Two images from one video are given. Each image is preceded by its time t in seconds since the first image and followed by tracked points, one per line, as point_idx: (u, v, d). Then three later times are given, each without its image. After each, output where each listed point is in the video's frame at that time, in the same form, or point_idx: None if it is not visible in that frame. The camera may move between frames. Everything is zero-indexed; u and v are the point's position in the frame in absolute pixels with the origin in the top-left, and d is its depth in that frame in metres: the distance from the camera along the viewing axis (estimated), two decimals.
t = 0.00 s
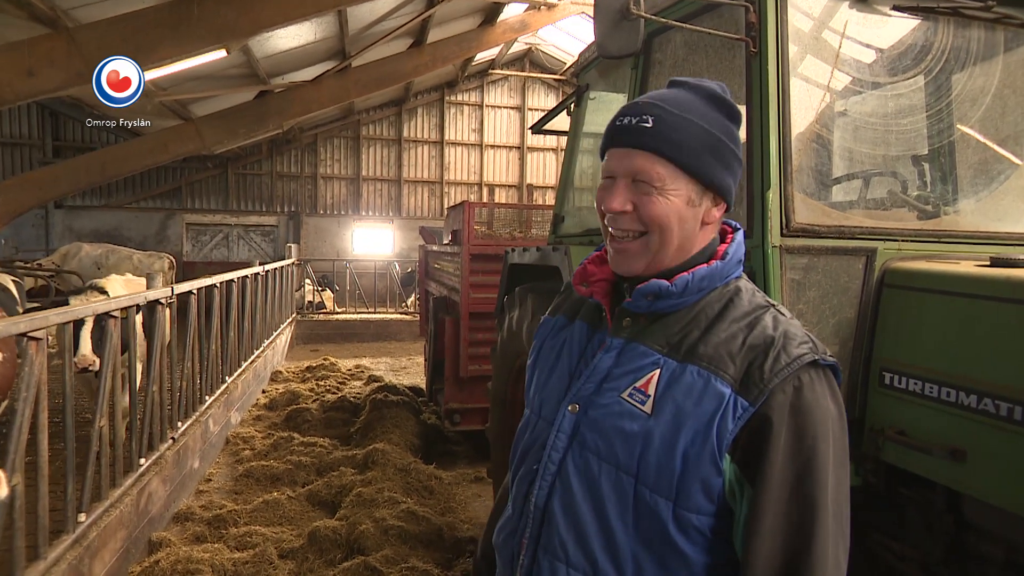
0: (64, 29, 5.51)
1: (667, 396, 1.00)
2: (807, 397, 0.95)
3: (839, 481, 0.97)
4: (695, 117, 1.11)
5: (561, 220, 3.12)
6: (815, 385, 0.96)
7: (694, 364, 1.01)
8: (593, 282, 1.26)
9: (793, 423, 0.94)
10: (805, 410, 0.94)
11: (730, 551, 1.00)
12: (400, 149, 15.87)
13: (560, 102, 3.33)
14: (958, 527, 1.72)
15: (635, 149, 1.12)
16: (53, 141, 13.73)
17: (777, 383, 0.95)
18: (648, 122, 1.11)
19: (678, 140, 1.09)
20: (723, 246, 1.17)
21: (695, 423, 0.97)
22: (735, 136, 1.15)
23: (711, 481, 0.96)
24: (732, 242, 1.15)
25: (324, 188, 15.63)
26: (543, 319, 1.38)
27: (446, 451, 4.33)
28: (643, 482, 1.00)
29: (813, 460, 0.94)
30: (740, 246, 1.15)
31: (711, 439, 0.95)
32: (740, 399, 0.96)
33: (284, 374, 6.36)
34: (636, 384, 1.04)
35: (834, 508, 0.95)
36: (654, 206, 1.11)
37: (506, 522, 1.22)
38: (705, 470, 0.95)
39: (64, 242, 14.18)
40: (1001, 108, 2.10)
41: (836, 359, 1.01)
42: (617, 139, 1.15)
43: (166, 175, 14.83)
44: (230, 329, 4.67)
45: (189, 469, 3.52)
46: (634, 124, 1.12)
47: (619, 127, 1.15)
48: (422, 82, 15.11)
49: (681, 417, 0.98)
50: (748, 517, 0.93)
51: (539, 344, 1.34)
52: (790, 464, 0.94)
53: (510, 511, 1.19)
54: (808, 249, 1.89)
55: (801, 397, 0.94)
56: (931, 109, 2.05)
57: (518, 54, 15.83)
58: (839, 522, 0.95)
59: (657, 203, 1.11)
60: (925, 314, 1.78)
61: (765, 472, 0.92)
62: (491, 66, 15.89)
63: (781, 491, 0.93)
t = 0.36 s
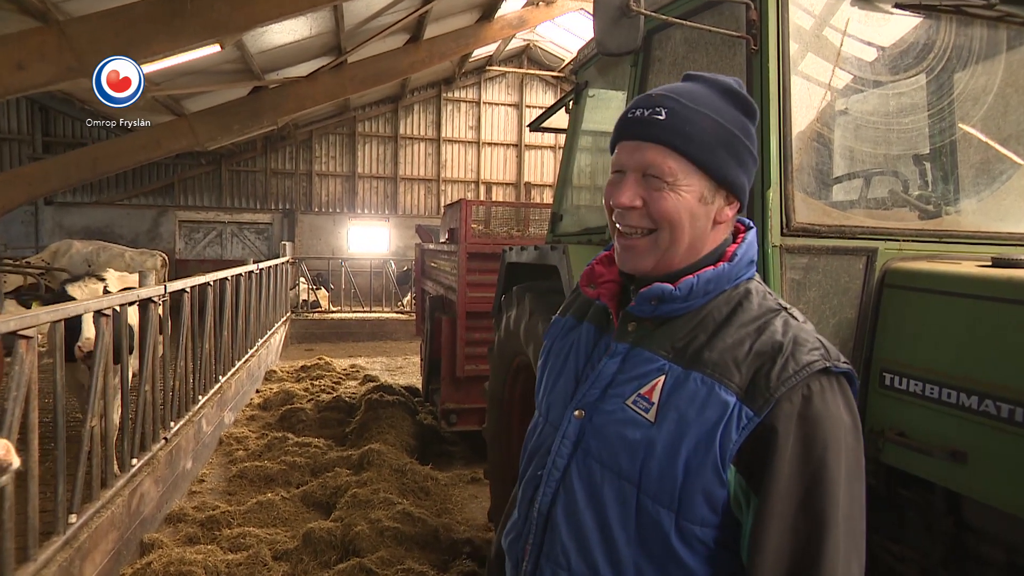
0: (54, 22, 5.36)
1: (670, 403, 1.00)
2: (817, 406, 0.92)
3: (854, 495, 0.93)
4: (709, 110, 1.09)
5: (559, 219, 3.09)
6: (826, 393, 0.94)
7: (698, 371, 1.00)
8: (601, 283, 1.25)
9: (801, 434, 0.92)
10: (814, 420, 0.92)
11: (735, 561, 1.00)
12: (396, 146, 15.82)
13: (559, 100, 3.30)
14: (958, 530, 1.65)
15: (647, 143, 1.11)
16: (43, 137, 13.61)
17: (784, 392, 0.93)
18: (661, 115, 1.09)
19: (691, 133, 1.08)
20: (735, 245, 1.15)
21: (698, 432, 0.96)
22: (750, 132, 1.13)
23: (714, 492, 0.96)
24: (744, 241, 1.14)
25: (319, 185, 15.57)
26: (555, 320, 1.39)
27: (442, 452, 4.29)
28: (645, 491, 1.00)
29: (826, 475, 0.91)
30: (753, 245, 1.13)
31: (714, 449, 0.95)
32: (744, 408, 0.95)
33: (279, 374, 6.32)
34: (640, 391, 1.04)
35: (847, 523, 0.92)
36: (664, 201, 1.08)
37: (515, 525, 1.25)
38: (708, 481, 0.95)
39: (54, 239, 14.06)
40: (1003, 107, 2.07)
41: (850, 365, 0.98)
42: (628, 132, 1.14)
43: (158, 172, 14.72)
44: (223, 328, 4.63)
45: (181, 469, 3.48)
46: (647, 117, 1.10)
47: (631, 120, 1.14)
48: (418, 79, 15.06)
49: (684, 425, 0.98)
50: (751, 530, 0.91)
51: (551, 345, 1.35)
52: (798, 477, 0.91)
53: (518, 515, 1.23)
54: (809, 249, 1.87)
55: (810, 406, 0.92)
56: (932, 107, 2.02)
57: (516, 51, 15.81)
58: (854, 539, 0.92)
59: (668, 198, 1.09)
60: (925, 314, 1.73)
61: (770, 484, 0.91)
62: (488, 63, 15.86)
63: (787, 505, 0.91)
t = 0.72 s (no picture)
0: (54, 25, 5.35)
1: (683, 408, 0.99)
2: (835, 411, 0.91)
3: (874, 504, 0.91)
4: (726, 109, 1.07)
5: (561, 220, 3.08)
6: (845, 399, 0.92)
7: (712, 375, 0.99)
8: (614, 284, 1.24)
9: (818, 440, 0.90)
10: (831, 425, 0.90)
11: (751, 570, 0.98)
12: (397, 148, 15.81)
13: (561, 101, 3.29)
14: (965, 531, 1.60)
15: (662, 142, 1.09)
16: (42, 140, 13.62)
17: (800, 398, 0.91)
18: (677, 114, 1.08)
19: (707, 132, 1.06)
20: (751, 246, 1.13)
21: (711, 437, 0.95)
22: (768, 131, 1.11)
23: (728, 499, 0.94)
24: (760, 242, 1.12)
25: (320, 187, 15.57)
26: (568, 322, 1.39)
27: (445, 455, 4.28)
28: (657, 497, 1.00)
29: (844, 483, 0.89)
30: (769, 246, 1.12)
31: (727, 455, 0.94)
32: (759, 413, 0.93)
33: (280, 377, 6.31)
34: (653, 395, 1.04)
35: (868, 533, 0.90)
36: (679, 202, 1.07)
37: (527, 530, 1.26)
38: (721, 488, 0.94)
39: (54, 242, 14.06)
40: (1009, 105, 2.05)
41: (870, 370, 0.97)
42: (642, 131, 1.12)
43: (158, 174, 14.73)
44: (224, 332, 4.61)
45: (183, 474, 3.47)
46: (662, 115, 1.09)
47: (645, 119, 1.12)
48: (419, 80, 15.06)
49: (696, 430, 0.97)
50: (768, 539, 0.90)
51: (564, 348, 1.35)
52: (815, 484, 0.90)
53: (531, 519, 1.23)
54: (813, 249, 1.84)
55: (828, 411, 0.91)
56: (938, 106, 1.99)
57: (517, 51, 15.80)
58: (874, 551, 0.90)
59: (684, 199, 1.07)
60: (930, 315, 1.69)
61: (785, 491, 0.89)
62: (490, 63, 15.85)
63: (803, 514, 0.90)
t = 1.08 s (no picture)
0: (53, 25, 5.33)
1: (696, 406, 0.99)
2: (852, 409, 0.89)
3: (895, 505, 0.89)
4: (740, 106, 1.06)
5: (563, 218, 3.07)
6: (862, 396, 0.91)
7: (725, 372, 0.98)
8: (626, 282, 1.22)
9: (835, 438, 0.89)
10: (849, 424, 0.89)
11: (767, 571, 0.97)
12: (398, 147, 15.81)
13: (561, 99, 3.28)
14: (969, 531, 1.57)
15: (677, 141, 1.08)
16: (42, 139, 13.61)
17: (815, 394, 0.90)
18: (692, 112, 1.06)
19: (723, 130, 1.05)
20: (765, 243, 1.12)
21: (724, 436, 0.95)
22: (782, 127, 1.10)
23: (741, 499, 0.93)
24: (774, 239, 1.10)
25: (321, 186, 15.57)
26: (580, 321, 1.38)
27: (446, 454, 4.27)
28: (669, 496, 0.99)
29: (860, 480, 0.88)
30: (784, 243, 1.10)
31: (741, 453, 0.93)
32: (773, 410, 0.92)
33: (281, 377, 6.30)
34: (665, 393, 1.03)
35: (890, 535, 0.88)
36: (695, 202, 1.06)
37: (538, 530, 1.26)
38: (735, 487, 0.93)
39: (53, 243, 14.06)
40: (1013, 101, 2.04)
41: (888, 367, 0.95)
42: (655, 130, 1.11)
43: (158, 174, 14.72)
44: (225, 332, 4.60)
45: (184, 474, 3.46)
46: (676, 114, 1.08)
47: (658, 117, 1.11)
48: (419, 78, 15.05)
49: (709, 428, 0.96)
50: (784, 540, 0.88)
51: (575, 346, 1.35)
52: (833, 484, 0.88)
53: (542, 520, 1.23)
54: (815, 246, 1.78)
55: (845, 409, 0.89)
56: (942, 102, 1.96)
57: (518, 48, 15.79)
58: (899, 553, 0.88)
59: (701, 199, 1.06)
60: (934, 313, 1.66)
61: (801, 491, 0.88)
62: (491, 61, 15.84)
63: (822, 516, 0.88)
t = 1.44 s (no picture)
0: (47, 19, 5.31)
1: (714, 408, 0.98)
2: (874, 412, 0.89)
3: (912, 508, 0.89)
4: (765, 102, 1.05)
5: (561, 215, 3.06)
6: (883, 399, 0.90)
7: (745, 373, 0.97)
8: (636, 281, 1.21)
9: (857, 442, 0.88)
10: (871, 427, 0.88)
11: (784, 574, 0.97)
12: (396, 143, 15.77)
13: (560, 95, 3.27)
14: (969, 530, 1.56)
15: (702, 137, 1.06)
16: (37, 136, 13.57)
17: (839, 397, 0.89)
18: (718, 108, 1.04)
19: (750, 127, 1.03)
20: (780, 243, 1.11)
21: (745, 438, 0.94)
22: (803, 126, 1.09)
23: (762, 502, 0.92)
24: (789, 239, 1.09)
25: (319, 183, 15.54)
26: (584, 321, 1.36)
27: (444, 453, 4.26)
28: (687, 499, 0.98)
29: (880, 483, 0.87)
30: (799, 243, 1.09)
31: (762, 456, 0.92)
32: (796, 413, 0.91)
33: (278, 375, 6.28)
34: (682, 394, 1.02)
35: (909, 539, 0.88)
36: (720, 200, 1.04)
37: (545, 534, 1.24)
38: (756, 490, 0.92)
39: (49, 240, 14.02)
40: (1014, 99, 2.02)
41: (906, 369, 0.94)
42: (678, 126, 1.09)
43: (154, 171, 14.68)
44: (222, 329, 4.58)
45: (180, 473, 3.45)
46: (701, 109, 1.06)
47: (681, 111, 1.08)
48: (418, 75, 15.01)
49: (729, 431, 0.95)
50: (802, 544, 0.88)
51: (581, 346, 1.33)
52: (853, 488, 0.88)
53: (549, 522, 1.22)
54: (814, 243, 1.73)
55: (867, 412, 0.89)
56: (942, 99, 1.95)
57: (517, 45, 15.75)
58: (909, 553, 0.88)
59: (726, 196, 1.04)
60: (933, 311, 1.63)
61: (823, 494, 0.87)
62: (490, 58, 15.80)
63: (841, 519, 0.88)
